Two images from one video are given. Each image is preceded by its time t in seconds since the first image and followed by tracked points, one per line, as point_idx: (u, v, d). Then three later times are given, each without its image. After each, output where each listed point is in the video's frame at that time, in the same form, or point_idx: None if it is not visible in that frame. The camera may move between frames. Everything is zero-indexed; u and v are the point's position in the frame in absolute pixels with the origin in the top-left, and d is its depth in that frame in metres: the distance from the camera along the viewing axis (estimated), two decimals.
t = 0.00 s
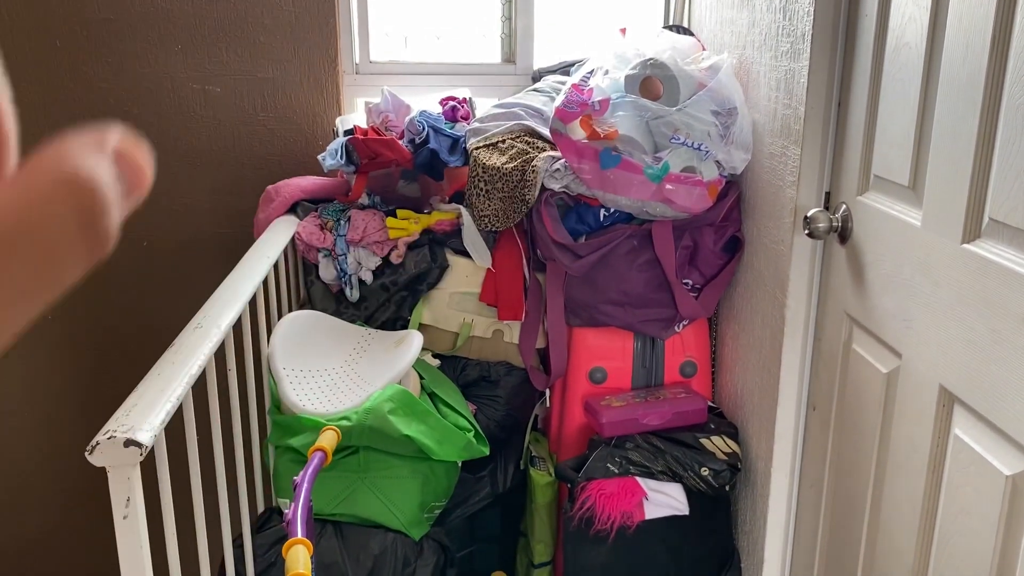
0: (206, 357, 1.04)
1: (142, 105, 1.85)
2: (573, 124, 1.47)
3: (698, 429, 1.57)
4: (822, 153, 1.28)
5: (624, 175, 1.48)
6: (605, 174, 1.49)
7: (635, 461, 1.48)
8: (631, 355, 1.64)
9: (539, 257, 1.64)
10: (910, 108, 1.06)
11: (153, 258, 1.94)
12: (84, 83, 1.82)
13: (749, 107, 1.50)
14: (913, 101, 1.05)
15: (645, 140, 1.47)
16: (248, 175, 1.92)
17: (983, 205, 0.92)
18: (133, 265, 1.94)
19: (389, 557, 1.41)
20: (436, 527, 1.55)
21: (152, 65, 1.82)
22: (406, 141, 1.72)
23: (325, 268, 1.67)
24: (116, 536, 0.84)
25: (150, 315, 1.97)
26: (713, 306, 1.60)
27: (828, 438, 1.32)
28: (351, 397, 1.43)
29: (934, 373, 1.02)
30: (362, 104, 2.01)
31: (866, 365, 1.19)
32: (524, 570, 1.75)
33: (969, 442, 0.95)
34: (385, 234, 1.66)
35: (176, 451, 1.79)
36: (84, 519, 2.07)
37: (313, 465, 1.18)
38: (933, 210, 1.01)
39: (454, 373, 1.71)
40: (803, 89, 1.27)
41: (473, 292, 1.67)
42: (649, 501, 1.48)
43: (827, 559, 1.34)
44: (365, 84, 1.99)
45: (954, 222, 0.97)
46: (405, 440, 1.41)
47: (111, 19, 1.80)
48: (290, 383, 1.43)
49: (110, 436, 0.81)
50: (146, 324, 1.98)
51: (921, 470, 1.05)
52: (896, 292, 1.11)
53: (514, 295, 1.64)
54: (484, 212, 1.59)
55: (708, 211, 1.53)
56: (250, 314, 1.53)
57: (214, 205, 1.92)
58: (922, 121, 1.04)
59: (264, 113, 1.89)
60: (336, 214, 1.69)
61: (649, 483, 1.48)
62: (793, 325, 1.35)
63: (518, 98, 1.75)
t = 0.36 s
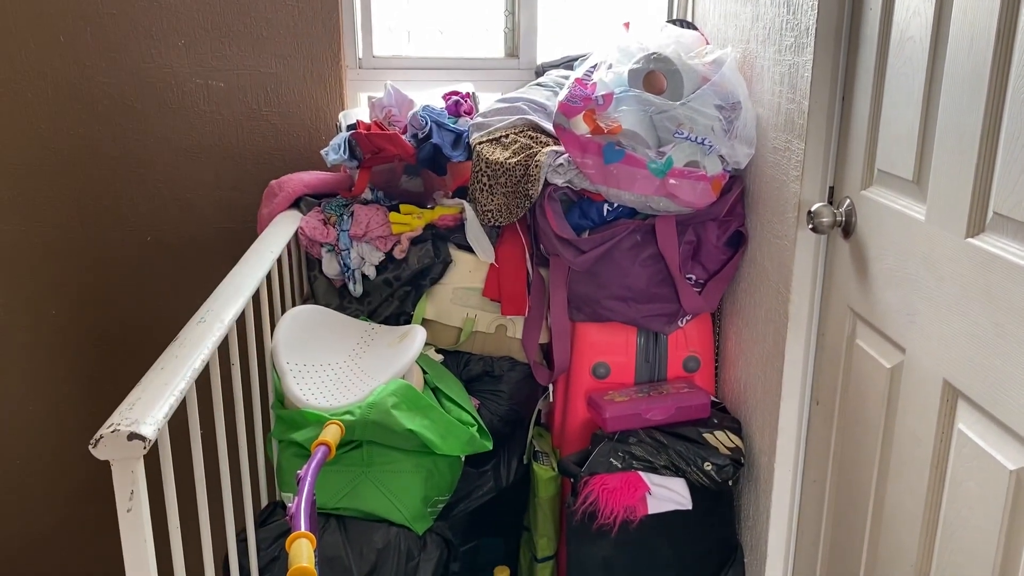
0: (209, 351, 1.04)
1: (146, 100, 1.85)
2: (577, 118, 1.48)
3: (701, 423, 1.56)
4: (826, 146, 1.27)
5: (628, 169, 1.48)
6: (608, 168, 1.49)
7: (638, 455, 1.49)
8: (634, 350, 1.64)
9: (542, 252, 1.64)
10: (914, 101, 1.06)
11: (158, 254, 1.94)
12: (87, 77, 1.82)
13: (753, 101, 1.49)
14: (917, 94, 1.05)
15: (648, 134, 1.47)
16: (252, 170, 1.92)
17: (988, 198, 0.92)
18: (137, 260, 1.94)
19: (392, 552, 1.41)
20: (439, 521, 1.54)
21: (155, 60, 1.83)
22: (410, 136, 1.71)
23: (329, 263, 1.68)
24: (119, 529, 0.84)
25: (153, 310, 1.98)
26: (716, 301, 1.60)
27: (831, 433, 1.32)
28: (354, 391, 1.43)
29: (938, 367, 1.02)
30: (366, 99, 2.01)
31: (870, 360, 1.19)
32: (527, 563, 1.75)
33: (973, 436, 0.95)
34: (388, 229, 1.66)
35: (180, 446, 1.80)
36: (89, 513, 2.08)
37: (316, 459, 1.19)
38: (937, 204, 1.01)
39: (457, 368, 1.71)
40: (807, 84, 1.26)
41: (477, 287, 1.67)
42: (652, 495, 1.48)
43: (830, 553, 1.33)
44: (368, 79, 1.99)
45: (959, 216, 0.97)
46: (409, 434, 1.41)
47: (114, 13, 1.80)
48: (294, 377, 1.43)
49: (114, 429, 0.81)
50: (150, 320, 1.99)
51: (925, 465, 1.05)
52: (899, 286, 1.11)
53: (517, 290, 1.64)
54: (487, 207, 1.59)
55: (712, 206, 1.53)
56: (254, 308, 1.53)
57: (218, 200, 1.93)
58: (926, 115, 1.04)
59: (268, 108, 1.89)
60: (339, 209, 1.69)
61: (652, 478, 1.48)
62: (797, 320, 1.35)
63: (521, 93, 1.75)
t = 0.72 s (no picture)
0: (216, 351, 1.04)
1: (151, 98, 1.85)
2: (583, 117, 1.47)
3: (707, 423, 1.56)
4: (834, 145, 1.26)
5: (634, 168, 1.47)
6: (615, 166, 1.48)
7: (644, 455, 1.49)
8: (640, 349, 1.63)
9: (548, 250, 1.64)
10: (924, 99, 1.05)
11: (163, 252, 1.94)
12: (92, 75, 1.82)
13: (760, 99, 1.49)
14: (927, 93, 1.04)
15: (655, 133, 1.47)
16: (258, 168, 1.92)
17: (999, 198, 0.91)
18: (143, 258, 1.95)
19: (398, 550, 1.41)
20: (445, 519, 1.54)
21: (161, 57, 1.82)
22: (415, 134, 1.70)
23: (334, 261, 1.68)
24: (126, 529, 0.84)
25: (159, 308, 1.98)
26: (723, 300, 1.59)
27: (839, 433, 1.31)
28: (360, 390, 1.43)
29: (947, 368, 1.01)
30: (371, 97, 2.00)
31: (878, 361, 1.18)
32: (532, 561, 1.76)
33: (982, 437, 0.95)
34: (394, 227, 1.66)
35: (186, 444, 1.80)
36: (94, 511, 2.09)
37: (323, 459, 1.19)
38: (947, 203, 1.00)
39: (463, 367, 1.71)
40: (815, 82, 1.26)
41: (482, 285, 1.66)
42: (658, 495, 1.47)
43: (837, 553, 1.33)
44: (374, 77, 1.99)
45: (969, 216, 0.96)
46: (414, 433, 1.41)
47: (119, 11, 1.79)
48: (300, 375, 1.43)
49: (121, 429, 0.81)
50: (156, 318, 1.99)
51: (934, 466, 1.05)
52: (908, 286, 1.10)
53: (523, 289, 1.63)
54: (493, 206, 1.58)
55: (719, 204, 1.52)
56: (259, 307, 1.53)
57: (223, 198, 1.92)
58: (936, 114, 1.03)
59: (273, 106, 1.89)
60: (345, 207, 1.69)
61: (658, 477, 1.48)
62: (804, 319, 1.34)
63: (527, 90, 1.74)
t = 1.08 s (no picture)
0: (226, 350, 1.04)
1: (160, 97, 1.85)
2: (591, 115, 1.47)
3: (716, 422, 1.56)
4: (844, 144, 1.26)
5: (643, 166, 1.47)
6: (623, 165, 1.47)
7: (653, 454, 1.49)
8: (648, 348, 1.63)
9: (556, 249, 1.64)
10: (936, 98, 1.05)
11: (171, 250, 1.95)
12: (100, 74, 1.82)
13: (769, 97, 1.48)
14: (939, 91, 1.04)
15: (664, 131, 1.46)
16: (266, 166, 1.92)
17: (1012, 197, 0.90)
18: (151, 257, 1.95)
19: (407, 549, 1.41)
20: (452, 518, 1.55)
21: (169, 56, 1.83)
22: (423, 133, 1.71)
23: (342, 259, 1.68)
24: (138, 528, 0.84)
25: (166, 306, 1.99)
26: (732, 299, 1.59)
27: (848, 433, 1.31)
28: (368, 389, 1.43)
29: (959, 368, 1.01)
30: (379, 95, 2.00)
31: (888, 360, 1.18)
32: (539, 560, 1.75)
33: (994, 437, 0.94)
34: (401, 226, 1.66)
35: (194, 441, 1.80)
36: (102, 509, 2.10)
37: (332, 457, 1.19)
38: (959, 203, 1.00)
39: (471, 366, 1.71)
40: (825, 81, 1.25)
41: (490, 283, 1.67)
42: (666, 494, 1.47)
43: (846, 553, 1.33)
44: (382, 75, 1.99)
45: (981, 216, 0.95)
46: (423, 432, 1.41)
47: (127, 10, 1.80)
48: (308, 373, 1.43)
49: (133, 428, 0.81)
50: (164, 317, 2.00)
51: (945, 466, 1.04)
52: (919, 285, 1.09)
53: (530, 287, 1.63)
54: (501, 204, 1.58)
55: (729, 203, 1.52)
56: (268, 305, 1.54)
57: (231, 197, 1.93)
58: (948, 113, 1.02)
59: (281, 105, 1.89)
60: (353, 205, 1.69)
61: (666, 477, 1.48)
62: (814, 318, 1.34)
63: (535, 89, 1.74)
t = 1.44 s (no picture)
0: (227, 342, 1.04)
1: (161, 90, 1.84)
2: (594, 109, 1.45)
3: (719, 418, 1.56)
4: (849, 137, 1.25)
5: (646, 160, 1.46)
6: (627, 159, 1.47)
7: (654, 450, 1.48)
8: (651, 343, 1.62)
9: (559, 244, 1.63)
10: (943, 89, 1.04)
11: (172, 245, 1.94)
12: (101, 68, 1.81)
13: (774, 91, 1.47)
14: (945, 82, 1.03)
15: (667, 125, 1.46)
16: (267, 161, 1.92)
17: (1018, 191, 0.89)
18: (153, 251, 1.95)
19: (408, 546, 1.41)
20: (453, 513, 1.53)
21: (170, 49, 1.82)
22: (425, 127, 1.70)
23: (344, 254, 1.67)
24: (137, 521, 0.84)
25: (168, 300, 1.98)
26: (736, 294, 1.58)
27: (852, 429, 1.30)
28: (369, 384, 1.43)
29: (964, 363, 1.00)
30: (381, 89, 1.99)
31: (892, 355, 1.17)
32: (542, 555, 1.75)
33: (1000, 433, 0.93)
34: (403, 221, 1.65)
35: (195, 435, 1.80)
36: (105, 502, 2.10)
37: (332, 451, 1.18)
38: (966, 196, 0.99)
39: (473, 361, 1.70)
40: (830, 74, 1.25)
41: (492, 279, 1.66)
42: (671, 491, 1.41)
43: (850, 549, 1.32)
44: (384, 70, 1.98)
45: (987, 209, 0.95)
46: (424, 426, 1.40)
47: (128, 3, 1.79)
48: (310, 369, 1.42)
49: (131, 421, 0.81)
50: (166, 312, 2.00)
51: (949, 460, 1.03)
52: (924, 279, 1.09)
53: (533, 282, 1.63)
54: (503, 198, 1.57)
55: (732, 197, 1.51)
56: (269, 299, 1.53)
57: (233, 190, 1.92)
58: (954, 106, 1.02)
59: (283, 99, 1.88)
60: (355, 200, 1.69)
61: (670, 473, 1.43)
62: (818, 312, 1.33)
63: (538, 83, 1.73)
